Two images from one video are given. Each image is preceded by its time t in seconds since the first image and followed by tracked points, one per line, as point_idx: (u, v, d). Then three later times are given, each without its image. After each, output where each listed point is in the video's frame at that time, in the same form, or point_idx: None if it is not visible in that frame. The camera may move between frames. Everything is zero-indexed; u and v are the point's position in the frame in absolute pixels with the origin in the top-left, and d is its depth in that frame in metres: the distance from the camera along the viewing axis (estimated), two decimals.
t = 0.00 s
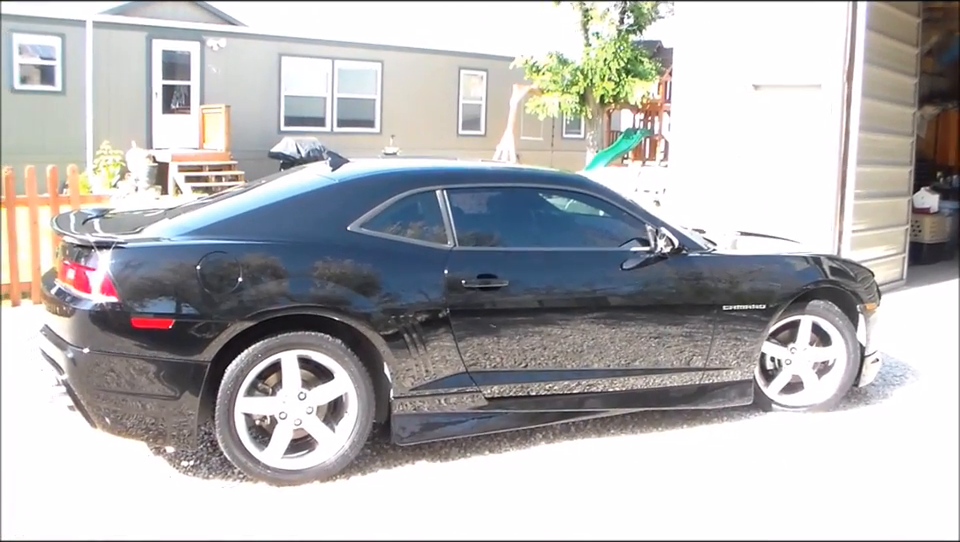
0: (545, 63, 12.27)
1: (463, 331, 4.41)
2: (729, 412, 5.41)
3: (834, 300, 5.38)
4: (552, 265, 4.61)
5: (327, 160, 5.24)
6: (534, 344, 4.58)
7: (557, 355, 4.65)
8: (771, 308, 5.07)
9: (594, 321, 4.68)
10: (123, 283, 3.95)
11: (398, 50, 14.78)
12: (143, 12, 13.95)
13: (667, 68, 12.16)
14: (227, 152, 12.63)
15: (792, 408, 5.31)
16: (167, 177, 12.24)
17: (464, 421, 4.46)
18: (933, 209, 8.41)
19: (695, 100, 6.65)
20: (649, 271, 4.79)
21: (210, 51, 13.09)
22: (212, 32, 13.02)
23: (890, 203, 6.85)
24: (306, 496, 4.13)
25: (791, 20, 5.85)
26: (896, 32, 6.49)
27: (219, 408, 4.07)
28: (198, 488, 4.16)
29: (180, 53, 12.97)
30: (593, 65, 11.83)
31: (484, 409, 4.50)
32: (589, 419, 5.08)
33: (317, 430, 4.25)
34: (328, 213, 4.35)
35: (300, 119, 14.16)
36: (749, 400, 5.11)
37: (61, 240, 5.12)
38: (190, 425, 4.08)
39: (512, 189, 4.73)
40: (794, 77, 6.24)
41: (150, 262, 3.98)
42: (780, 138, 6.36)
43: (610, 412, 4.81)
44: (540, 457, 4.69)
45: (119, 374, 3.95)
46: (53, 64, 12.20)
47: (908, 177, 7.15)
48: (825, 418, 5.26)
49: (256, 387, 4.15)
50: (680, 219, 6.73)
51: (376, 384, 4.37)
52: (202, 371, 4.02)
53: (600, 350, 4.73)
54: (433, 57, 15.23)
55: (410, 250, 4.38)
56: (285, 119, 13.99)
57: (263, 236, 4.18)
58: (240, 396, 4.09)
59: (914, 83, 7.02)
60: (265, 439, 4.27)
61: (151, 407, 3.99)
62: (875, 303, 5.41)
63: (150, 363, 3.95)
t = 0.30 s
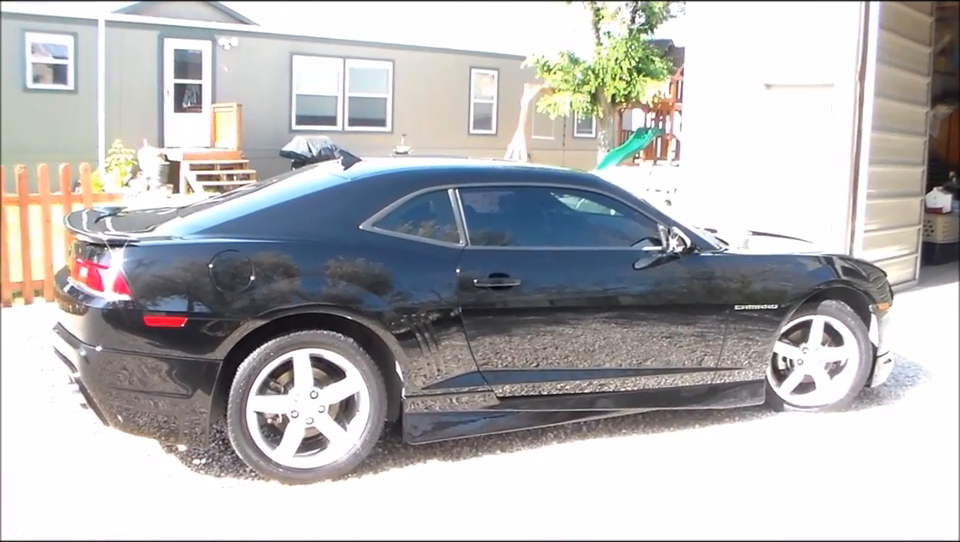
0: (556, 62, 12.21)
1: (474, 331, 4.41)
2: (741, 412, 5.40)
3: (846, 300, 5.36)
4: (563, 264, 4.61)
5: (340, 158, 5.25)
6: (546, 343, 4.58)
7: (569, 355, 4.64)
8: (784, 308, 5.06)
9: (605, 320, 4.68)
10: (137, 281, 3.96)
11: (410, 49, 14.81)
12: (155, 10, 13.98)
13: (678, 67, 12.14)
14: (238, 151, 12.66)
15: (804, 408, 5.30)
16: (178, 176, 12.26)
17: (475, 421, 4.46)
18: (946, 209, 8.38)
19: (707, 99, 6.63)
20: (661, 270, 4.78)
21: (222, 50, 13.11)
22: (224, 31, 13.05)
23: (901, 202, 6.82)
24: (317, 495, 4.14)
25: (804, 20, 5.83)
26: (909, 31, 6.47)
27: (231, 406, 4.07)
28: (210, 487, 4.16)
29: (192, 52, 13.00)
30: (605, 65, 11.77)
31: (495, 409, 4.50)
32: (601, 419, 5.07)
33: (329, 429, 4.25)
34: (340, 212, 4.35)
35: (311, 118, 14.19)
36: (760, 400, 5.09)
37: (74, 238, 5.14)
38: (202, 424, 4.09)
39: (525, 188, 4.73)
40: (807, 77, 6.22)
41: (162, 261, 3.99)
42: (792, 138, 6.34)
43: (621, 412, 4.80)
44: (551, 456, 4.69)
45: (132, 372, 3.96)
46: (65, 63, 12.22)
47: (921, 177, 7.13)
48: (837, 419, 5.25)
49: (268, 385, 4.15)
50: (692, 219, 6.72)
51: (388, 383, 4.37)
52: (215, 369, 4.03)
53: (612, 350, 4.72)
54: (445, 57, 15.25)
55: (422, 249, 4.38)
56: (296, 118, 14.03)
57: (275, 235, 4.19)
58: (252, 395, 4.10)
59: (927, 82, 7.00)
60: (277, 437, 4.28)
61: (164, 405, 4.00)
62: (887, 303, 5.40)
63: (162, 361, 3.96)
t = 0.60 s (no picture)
0: (567, 62, 12.11)
1: (486, 333, 4.41)
2: (752, 413, 5.38)
3: (858, 301, 5.34)
4: (575, 264, 4.60)
5: (351, 159, 5.25)
6: (557, 344, 4.57)
7: (580, 355, 4.63)
8: (796, 309, 5.04)
9: (616, 322, 4.67)
10: (149, 282, 3.97)
11: (421, 49, 14.81)
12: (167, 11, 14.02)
13: (689, 68, 12.17)
14: (250, 151, 12.70)
15: (816, 409, 5.28)
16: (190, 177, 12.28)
17: (487, 422, 4.45)
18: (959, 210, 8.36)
19: (719, 99, 6.61)
20: (673, 271, 4.77)
21: (233, 51, 13.12)
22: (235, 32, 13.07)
23: (914, 203, 6.79)
24: (329, 495, 4.14)
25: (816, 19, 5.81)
26: (921, 31, 6.45)
27: (243, 406, 4.08)
28: (222, 487, 4.16)
29: (203, 52, 13.02)
30: (616, 65, 11.80)
31: (507, 410, 4.49)
32: (613, 419, 5.06)
33: (341, 429, 4.25)
34: (352, 212, 4.35)
35: (321, 118, 14.19)
36: (772, 401, 5.08)
37: (86, 238, 5.15)
38: (215, 424, 4.09)
39: (536, 188, 4.72)
40: (819, 77, 6.19)
41: (174, 261, 4.00)
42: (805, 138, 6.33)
43: (633, 413, 4.79)
44: (563, 457, 4.68)
45: (144, 372, 3.97)
46: (77, 64, 12.25)
47: (934, 178, 7.10)
48: (849, 420, 5.23)
49: (281, 386, 4.16)
50: (704, 219, 6.70)
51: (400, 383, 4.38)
52: (228, 370, 4.04)
53: (624, 351, 4.72)
54: (457, 57, 15.26)
55: (434, 249, 4.38)
56: (307, 118, 14.06)
57: (287, 235, 4.19)
58: (265, 395, 4.10)
59: (940, 82, 6.97)
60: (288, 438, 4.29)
61: (177, 405, 4.00)
62: (900, 304, 5.37)
63: (175, 361, 3.96)
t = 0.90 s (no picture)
0: (584, 64, 12.34)
1: (503, 335, 4.40)
2: (770, 417, 5.36)
3: (876, 304, 5.31)
4: (593, 266, 4.59)
5: (368, 161, 5.25)
6: (574, 346, 4.56)
7: (597, 358, 4.62)
8: (814, 311, 5.02)
9: (633, 324, 4.65)
10: (166, 283, 3.98)
11: (436, 51, 14.86)
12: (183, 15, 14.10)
13: (706, 70, 12.13)
14: (266, 153, 12.75)
15: (833, 412, 5.25)
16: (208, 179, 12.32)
17: (503, 424, 4.44)
18: None
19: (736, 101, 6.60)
20: (690, 274, 4.75)
21: (249, 53, 13.21)
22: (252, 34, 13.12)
23: (932, 206, 6.75)
24: (346, 497, 4.14)
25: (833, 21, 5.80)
26: (940, 31, 6.41)
27: (260, 408, 4.08)
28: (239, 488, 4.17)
29: (220, 55, 13.08)
30: (631, 67, 11.87)
31: (524, 412, 4.49)
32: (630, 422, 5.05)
33: (358, 431, 4.25)
34: (370, 214, 4.36)
35: (337, 120, 14.24)
36: (790, 405, 5.05)
37: (104, 240, 5.17)
38: (231, 426, 4.09)
39: (553, 191, 4.72)
40: (837, 79, 6.17)
41: (192, 263, 4.01)
42: (822, 140, 6.31)
43: (650, 415, 4.78)
44: (580, 460, 4.67)
45: (161, 373, 3.98)
46: (95, 67, 12.31)
47: (952, 179, 7.07)
48: (867, 423, 5.20)
49: (298, 388, 4.16)
50: (721, 222, 6.68)
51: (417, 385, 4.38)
52: (246, 371, 4.04)
53: (641, 353, 4.70)
54: (473, 59, 15.30)
55: (451, 251, 4.38)
56: (323, 120, 14.11)
57: (305, 237, 4.20)
58: (282, 397, 4.11)
59: (959, 83, 6.94)
60: (306, 439, 4.29)
61: (194, 406, 4.01)
62: (918, 307, 5.34)
63: (192, 362, 3.97)
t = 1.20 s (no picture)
0: (599, 64, 12.69)
1: (519, 335, 4.40)
2: (786, 418, 5.34)
3: (893, 305, 5.28)
4: (608, 266, 4.58)
5: (384, 160, 5.25)
6: (590, 346, 4.55)
7: (613, 358, 4.61)
8: (830, 312, 5.00)
9: (648, 324, 4.64)
10: (183, 282, 3.99)
11: (452, 51, 14.88)
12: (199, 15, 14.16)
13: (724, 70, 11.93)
14: (281, 152, 12.78)
15: (849, 414, 5.22)
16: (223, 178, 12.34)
17: (519, 423, 4.44)
18: None
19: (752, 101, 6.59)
20: (706, 274, 4.74)
21: (264, 53, 13.22)
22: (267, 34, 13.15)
23: (950, 206, 6.72)
24: (362, 496, 4.14)
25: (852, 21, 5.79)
26: None
27: (276, 407, 4.09)
28: (255, 486, 4.17)
29: (235, 54, 13.12)
30: (648, 67, 11.77)
31: (539, 412, 4.48)
32: (645, 422, 5.04)
33: (374, 430, 4.25)
34: (387, 214, 4.36)
35: (352, 120, 14.26)
36: (805, 405, 5.03)
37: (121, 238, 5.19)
38: (247, 424, 4.09)
39: (569, 191, 4.71)
40: (854, 78, 6.15)
41: (209, 261, 4.01)
42: (839, 140, 6.28)
43: (665, 416, 4.76)
44: (594, 460, 4.66)
45: (177, 371, 3.99)
46: (111, 66, 12.35)
47: None
48: (884, 425, 5.17)
49: (314, 386, 4.17)
50: (738, 222, 6.66)
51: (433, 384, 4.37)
52: (262, 370, 4.05)
53: (656, 353, 4.69)
54: (489, 59, 15.32)
55: (468, 250, 4.37)
56: (339, 119, 14.16)
57: (321, 236, 4.20)
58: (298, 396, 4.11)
59: None
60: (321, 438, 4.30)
61: (210, 405, 4.02)
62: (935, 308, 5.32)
63: (208, 361, 3.98)
